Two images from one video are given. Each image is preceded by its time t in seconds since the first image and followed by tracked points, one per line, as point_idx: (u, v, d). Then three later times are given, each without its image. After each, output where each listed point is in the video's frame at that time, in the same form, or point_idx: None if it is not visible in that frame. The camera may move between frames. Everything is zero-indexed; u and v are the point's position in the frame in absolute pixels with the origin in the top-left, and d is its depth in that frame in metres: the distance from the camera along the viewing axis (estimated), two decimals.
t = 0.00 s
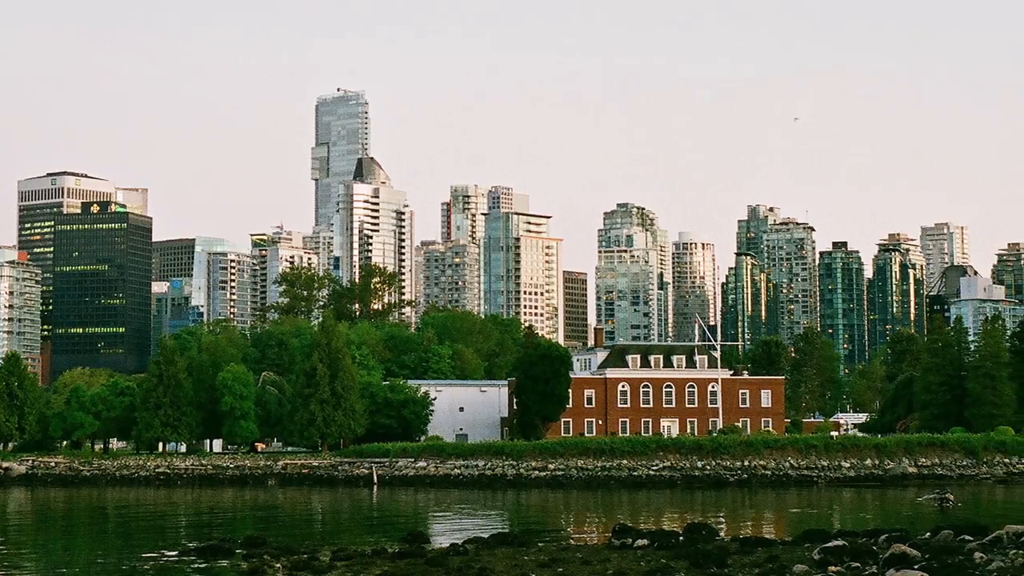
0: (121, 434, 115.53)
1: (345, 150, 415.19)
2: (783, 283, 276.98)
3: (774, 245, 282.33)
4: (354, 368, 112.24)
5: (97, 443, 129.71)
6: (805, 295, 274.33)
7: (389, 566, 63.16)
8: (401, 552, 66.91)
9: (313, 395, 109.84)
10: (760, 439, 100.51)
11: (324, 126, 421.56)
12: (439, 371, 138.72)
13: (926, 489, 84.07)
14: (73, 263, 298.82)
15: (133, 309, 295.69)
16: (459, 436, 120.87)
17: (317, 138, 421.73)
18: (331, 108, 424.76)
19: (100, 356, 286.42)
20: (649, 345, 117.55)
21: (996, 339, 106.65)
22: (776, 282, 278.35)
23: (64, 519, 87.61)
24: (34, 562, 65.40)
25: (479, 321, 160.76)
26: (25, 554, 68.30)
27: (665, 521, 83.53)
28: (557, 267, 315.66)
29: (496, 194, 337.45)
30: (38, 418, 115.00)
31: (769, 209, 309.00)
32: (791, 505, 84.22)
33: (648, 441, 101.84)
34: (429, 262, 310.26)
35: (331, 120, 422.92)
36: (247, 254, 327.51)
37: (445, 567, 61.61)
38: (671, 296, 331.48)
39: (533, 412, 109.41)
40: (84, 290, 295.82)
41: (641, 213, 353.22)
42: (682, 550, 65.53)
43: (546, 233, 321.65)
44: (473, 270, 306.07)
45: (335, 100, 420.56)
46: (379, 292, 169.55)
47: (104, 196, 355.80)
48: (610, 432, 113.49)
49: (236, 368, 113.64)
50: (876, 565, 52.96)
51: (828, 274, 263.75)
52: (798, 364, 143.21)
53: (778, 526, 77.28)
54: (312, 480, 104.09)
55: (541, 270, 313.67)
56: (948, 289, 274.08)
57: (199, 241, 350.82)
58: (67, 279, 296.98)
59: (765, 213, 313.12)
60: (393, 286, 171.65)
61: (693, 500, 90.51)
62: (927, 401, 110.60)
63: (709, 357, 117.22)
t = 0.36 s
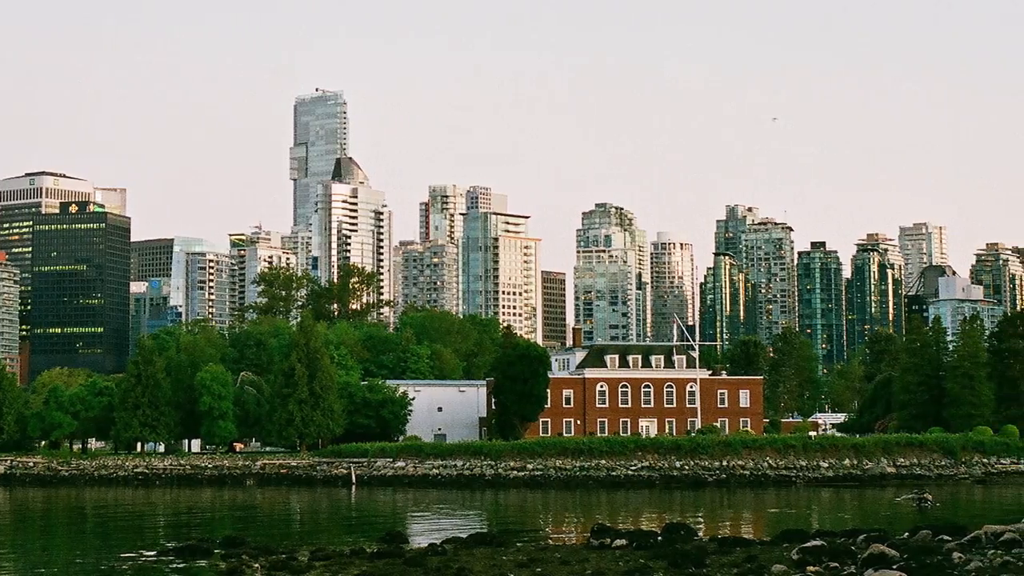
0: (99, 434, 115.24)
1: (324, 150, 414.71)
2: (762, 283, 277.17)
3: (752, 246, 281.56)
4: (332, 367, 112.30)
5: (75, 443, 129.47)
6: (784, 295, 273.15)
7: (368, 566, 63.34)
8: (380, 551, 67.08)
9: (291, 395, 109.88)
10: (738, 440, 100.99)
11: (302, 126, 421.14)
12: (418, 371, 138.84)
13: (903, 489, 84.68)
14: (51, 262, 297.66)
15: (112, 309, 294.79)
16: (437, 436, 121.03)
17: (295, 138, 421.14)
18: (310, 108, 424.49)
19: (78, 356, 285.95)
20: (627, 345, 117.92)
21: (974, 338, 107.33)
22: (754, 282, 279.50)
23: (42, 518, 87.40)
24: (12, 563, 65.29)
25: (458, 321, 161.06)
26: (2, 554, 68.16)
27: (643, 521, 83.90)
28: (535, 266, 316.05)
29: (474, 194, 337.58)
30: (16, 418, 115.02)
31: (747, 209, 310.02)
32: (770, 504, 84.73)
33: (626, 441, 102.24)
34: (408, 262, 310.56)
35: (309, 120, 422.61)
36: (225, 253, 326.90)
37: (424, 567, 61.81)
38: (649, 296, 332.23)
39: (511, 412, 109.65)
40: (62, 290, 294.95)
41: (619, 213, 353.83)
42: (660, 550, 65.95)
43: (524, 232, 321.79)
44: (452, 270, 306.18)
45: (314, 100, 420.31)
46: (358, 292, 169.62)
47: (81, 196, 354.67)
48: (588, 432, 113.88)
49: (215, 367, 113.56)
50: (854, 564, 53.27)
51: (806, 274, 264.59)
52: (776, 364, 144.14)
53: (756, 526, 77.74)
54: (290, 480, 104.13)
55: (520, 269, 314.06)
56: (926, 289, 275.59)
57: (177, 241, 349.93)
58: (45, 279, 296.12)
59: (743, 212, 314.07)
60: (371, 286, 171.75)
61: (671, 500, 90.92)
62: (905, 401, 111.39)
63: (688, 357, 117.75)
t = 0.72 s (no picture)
0: (78, 434, 115.08)
1: (303, 151, 414.29)
2: (741, 283, 279.07)
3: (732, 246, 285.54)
4: (311, 368, 112.31)
5: (54, 443, 129.06)
6: (763, 295, 275.30)
7: (347, 566, 63.52)
8: (359, 552, 67.27)
9: (270, 395, 109.85)
10: (718, 440, 101.47)
11: (282, 126, 420.67)
12: (397, 371, 138.95)
13: (883, 489, 85.25)
14: (30, 261, 296.27)
15: (91, 309, 294.04)
16: (416, 436, 121.15)
17: (275, 138, 420.64)
18: (289, 108, 424.08)
19: (57, 357, 285.88)
20: (606, 345, 118.31)
21: (954, 339, 107.98)
22: (733, 283, 280.67)
23: (20, 518, 87.25)
24: None
25: (437, 321, 161.11)
26: None
27: (623, 521, 84.29)
28: (515, 267, 316.26)
29: (454, 194, 337.63)
30: None
31: (726, 209, 310.95)
32: (749, 504, 85.22)
33: (606, 441, 102.61)
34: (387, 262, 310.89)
35: (289, 120, 422.18)
36: (204, 253, 326.34)
37: (403, 567, 62.00)
38: (629, 296, 332.84)
39: (491, 412, 109.86)
40: (41, 290, 294.05)
41: (598, 213, 354.37)
42: (639, 550, 66.30)
43: (503, 232, 321.97)
44: (431, 271, 306.30)
45: (293, 100, 419.98)
46: (337, 292, 169.49)
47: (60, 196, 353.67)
48: (567, 432, 114.24)
49: (194, 367, 113.44)
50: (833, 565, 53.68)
51: (786, 274, 264.50)
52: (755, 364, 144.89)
53: (735, 526, 78.19)
54: (270, 480, 104.15)
55: (499, 270, 314.17)
56: (905, 289, 276.86)
57: (156, 241, 349.17)
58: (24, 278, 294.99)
59: (722, 212, 314.90)
60: (350, 286, 171.58)
61: (651, 500, 91.32)
62: (884, 401, 112.10)
63: (667, 357, 118.16)
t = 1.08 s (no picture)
0: (59, 433, 114.97)
1: (283, 150, 413.77)
2: (721, 283, 280.52)
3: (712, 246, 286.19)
4: (292, 368, 112.32)
5: (34, 443, 128.80)
6: (743, 295, 278.00)
7: (327, 566, 63.71)
8: (340, 552, 67.45)
9: (251, 395, 109.84)
10: (698, 440, 101.96)
11: (262, 126, 420.11)
12: (377, 371, 139.18)
13: (862, 489, 85.83)
14: (10, 261, 294.70)
15: (72, 309, 293.29)
16: (397, 436, 121.27)
17: (255, 138, 419.99)
18: (270, 108, 423.60)
19: (38, 357, 286.47)
20: (587, 345, 118.72)
21: (934, 339, 108.70)
22: (714, 283, 281.78)
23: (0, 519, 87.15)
24: None
25: (417, 321, 161.31)
26: None
27: (603, 521, 84.67)
28: (495, 267, 316.34)
29: (434, 194, 337.62)
30: None
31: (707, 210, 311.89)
32: (729, 504, 85.70)
33: (586, 441, 103.00)
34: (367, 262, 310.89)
35: (269, 120, 421.70)
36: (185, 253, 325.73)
37: (384, 567, 62.22)
38: (609, 296, 333.45)
39: (471, 413, 110.11)
40: (21, 289, 293.13)
41: (579, 213, 354.81)
42: (619, 550, 66.68)
43: (484, 232, 322.17)
44: (412, 271, 306.50)
45: (273, 99, 419.53)
46: (317, 292, 169.44)
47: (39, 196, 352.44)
48: (548, 432, 114.62)
49: (175, 367, 113.36)
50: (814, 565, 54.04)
51: (766, 275, 266.85)
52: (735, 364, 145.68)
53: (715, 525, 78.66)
54: (250, 480, 104.19)
55: (480, 270, 314.21)
56: (885, 289, 278.25)
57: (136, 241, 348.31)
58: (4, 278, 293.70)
59: (703, 213, 315.86)
60: (331, 285, 171.52)
61: (631, 500, 91.73)
62: (864, 401, 112.83)
63: (647, 356, 118.55)
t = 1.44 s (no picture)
0: (41, 433, 114.82)
1: (265, 151, 413.42)
2: (703, 283, 281.37)
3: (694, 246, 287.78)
4: (274, 368, 112.35)
5: (15, 443, 128.48)
6: (725, 295, 277.77)
7: (309, 566, 63.87)
8: (321, 552, 67.65)
9: (233, 395, 109.91)
10: (680, 439, 102.43)
11: (245, 127, 419.72)
12: (359, 371, 139.15)
13: (843, 489, 86.41)
14: None
15: (54, 309, 292.10)
16: (378, 435, 121.90)
17: (237, 138, 419.63)
18: (252, 108, 423.29)
19: (19, 356, 284.48)
20: (568, 345, 119.11)
21: (915, 339, 109.40)
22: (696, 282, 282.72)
23: None
24: None
25: (399, 321, 161.45)
26: None
27: (584, 521, 85.05)
28: (477, 267, 316.56)
29: (416, 194, 337.61)
30: None
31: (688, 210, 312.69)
32: (711, 505, 86.15)
33: (568, 441, 103.41)
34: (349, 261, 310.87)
35: (251, 120, 421.40)
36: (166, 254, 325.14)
37: (365, 567, 62.41)
38: (591, 296, 334.01)
39: (453, 412, 110.37)
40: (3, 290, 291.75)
41: (561, 213, 355.25)
42: (601, 550, 67.03)
43: (466, 232, 322.40)
44: (393, 270, 306.39)
45: (255, 100, 419.19)
46: (299, 292, 169.31)
47: (20, 195, 351.22)
48: (529, 432, 114.92)
49: (157, 367, 113.32)
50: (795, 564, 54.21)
51: (749, 275, 266.62)
52: (717, 364, 146.61)
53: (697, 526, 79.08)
54: (232, 480, 104.23)
55: (461, 270, 314.29)
56: (867, 289, 279.38)
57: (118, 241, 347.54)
58: None
59: (685, 213, 316.62)
60: (313, 285, 171.47)
61: (613, 500, 92.11)
62: (846, 401, 113.49)
63: (629, 356, 118.88)
